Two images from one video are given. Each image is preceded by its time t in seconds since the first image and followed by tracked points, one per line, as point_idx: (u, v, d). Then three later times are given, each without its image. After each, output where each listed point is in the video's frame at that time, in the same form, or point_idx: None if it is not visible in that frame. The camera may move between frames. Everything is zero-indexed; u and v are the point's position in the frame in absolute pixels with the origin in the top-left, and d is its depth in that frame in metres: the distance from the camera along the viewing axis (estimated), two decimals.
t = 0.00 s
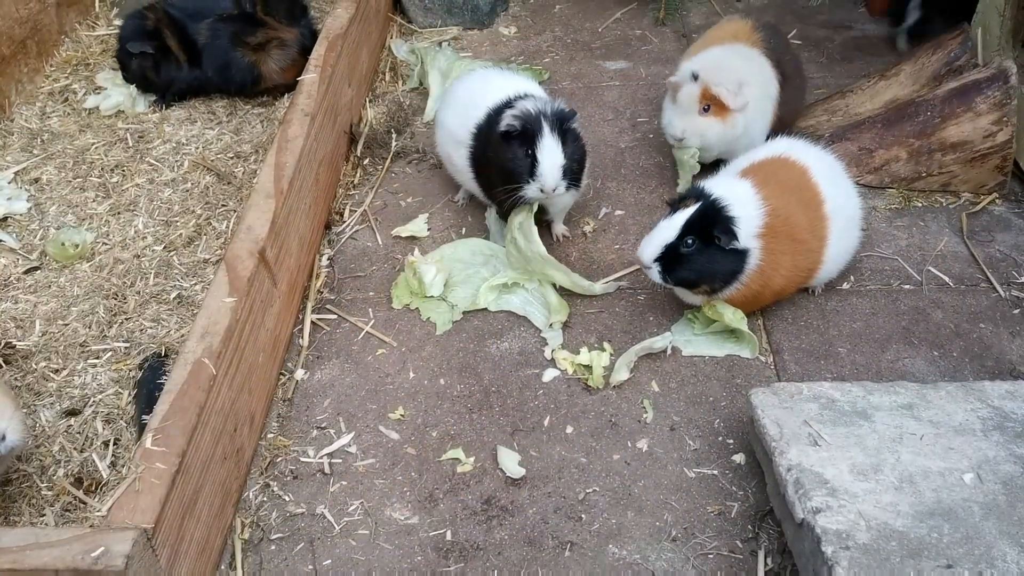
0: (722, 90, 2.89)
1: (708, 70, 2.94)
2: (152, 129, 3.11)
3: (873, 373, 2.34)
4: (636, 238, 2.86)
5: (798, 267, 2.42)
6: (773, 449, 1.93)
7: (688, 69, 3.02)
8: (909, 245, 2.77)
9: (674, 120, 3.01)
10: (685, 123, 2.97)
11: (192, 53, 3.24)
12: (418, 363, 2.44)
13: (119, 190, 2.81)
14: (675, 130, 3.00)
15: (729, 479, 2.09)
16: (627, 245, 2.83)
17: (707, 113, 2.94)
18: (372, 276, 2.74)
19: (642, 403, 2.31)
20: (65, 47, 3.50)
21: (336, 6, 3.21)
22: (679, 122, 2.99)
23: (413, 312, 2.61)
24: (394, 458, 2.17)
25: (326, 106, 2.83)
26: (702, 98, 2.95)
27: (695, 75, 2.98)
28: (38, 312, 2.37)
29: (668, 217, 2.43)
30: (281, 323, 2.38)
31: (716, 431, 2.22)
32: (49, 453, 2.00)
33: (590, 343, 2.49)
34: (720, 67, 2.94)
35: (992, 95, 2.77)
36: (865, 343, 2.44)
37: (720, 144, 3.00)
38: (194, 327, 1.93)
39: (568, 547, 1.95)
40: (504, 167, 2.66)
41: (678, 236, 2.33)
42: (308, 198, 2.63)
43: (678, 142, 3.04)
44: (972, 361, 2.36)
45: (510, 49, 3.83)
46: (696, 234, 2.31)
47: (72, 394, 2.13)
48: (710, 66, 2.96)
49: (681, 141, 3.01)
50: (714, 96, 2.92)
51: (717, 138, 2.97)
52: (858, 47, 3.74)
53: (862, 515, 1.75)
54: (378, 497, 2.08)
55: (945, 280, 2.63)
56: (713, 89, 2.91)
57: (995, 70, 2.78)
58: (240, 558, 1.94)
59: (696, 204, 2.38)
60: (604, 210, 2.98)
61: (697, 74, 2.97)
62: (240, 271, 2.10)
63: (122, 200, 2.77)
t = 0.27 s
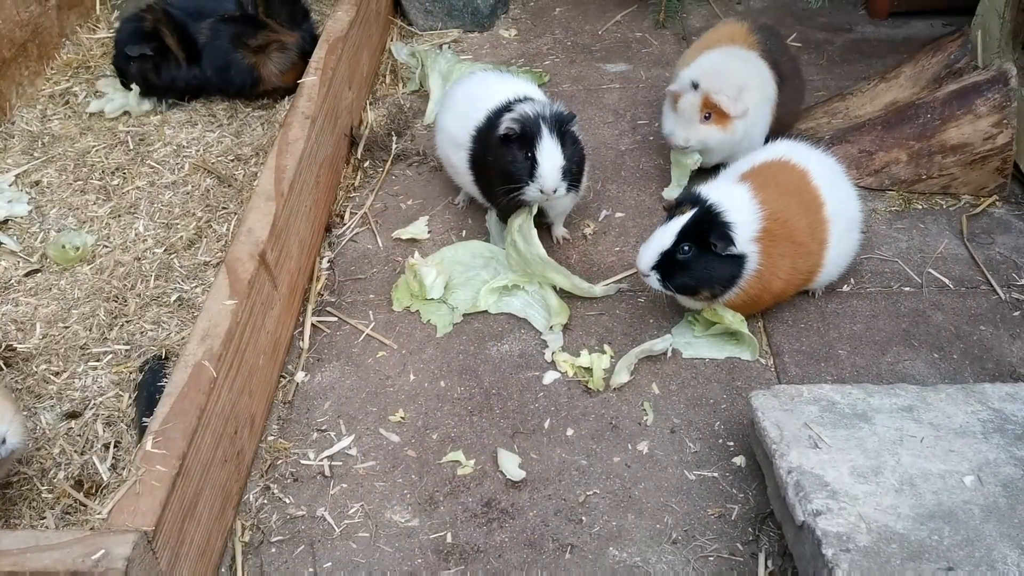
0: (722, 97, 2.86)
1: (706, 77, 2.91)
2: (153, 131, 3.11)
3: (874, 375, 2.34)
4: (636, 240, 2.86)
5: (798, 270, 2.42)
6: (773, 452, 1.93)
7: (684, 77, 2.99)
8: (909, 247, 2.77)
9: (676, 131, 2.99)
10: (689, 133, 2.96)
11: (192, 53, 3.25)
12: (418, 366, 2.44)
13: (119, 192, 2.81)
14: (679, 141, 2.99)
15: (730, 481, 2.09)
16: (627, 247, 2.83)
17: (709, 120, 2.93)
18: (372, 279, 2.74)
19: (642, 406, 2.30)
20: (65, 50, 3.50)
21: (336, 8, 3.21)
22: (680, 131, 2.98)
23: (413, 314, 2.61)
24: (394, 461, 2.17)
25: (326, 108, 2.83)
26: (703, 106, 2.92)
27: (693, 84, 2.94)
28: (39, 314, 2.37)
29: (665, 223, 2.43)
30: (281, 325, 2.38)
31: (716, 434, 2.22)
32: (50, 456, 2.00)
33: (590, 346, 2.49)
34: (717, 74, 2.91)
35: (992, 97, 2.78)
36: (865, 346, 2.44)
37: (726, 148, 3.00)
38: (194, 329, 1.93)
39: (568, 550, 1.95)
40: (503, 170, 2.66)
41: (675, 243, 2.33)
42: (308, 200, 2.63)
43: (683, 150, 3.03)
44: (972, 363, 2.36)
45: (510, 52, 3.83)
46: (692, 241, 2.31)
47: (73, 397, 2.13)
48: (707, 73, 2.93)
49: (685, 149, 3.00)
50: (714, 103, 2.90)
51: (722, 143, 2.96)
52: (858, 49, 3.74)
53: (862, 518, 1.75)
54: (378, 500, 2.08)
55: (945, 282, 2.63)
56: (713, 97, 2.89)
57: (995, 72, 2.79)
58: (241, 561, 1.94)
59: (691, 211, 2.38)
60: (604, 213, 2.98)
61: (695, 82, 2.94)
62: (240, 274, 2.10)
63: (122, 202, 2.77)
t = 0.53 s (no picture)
0: (760, 94, 2.83)
1: (738, 78, 2.84)
2: (153, 135, 3.12)
3: (874, 378, 2.34)
4: (636, 243, 2.86)
5: (800, 272, 2.42)
6: (773, 455, 1.93)
7: (713, 80, 2.87)
8: (909, 250, 2.77)
9: (718, 135, 2.90)
10: (730, 135, 2.90)
11: (193, 55, 3.25)
12: (418, 369, 2.44)
13: (120, 196, 2.81)
14: (723, 144, 2.92)
15: (730, 485, 2.09)
16: (627, 250, 2.83)
17: (744, 118, 2.89)
18: (372, 282, 2.74)
19: (643, 409, 2.30)
20: (66, 53, 3.50)
21: (337, 11, 3.22)
22: (721, 133, 2.90)
23: (413, 317, 2.62)
24: (395, 464, 2.17)
25: (326, 111, 2.83)
26: (741, 107, 2.86)
27: (725, 86, 2.85)
28: (39, 318, 2.38)
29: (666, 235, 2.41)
30: (281, 328, 2.38)
31: (716, 437, 2.22)
32: (50, 459, 2.00)
33: (590, 349, 2.49)
34: (743, 72, 2.85)
35: (992, 100, 2.78)
36: (865, 349, 2.43)
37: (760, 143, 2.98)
38: (195, 332, 1.93)
39: (568, 553, 1.95)
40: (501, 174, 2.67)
41: (678, 268, 2.31)
42: (309, 203, 2.63)
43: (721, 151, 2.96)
44: (972, 366, 2.36)
45: (510, 55, 3.83)
46: (697, 265, 2.29)
47: (73, 400, 2.13)
48: (736, 74, 2.85)
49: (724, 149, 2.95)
50: (750, 101, 2.85)
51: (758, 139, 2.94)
52: (858, 52, 3.74)
53: (862, 521, 1.75)
54: (378, 503, 2.08)
55: (945, 284, 2.63)
56: (751, 97, 2.83)
57: (995, 75, 2.79)
58: (241, 564, 1.94)
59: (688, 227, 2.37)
60: (605, 216, 2.98)
61: (727, 85, 2.85)
62: (240, 277, 2.10)
63: (123, 205, 2.77)
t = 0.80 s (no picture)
0: (756, 104, 2.84)
1: (736, 86, 2.84)
2: (153, 140, 3.12)
3: (874, 383, 2.34)
4: (636, 248, 2.86)
5: (800, 274, 2.43)
6: (773, 460, 1.93)
7: (711, 87, 2.87)
8: (909, 255, 2.78)
9: (711, 142, 2.91)
10: (723, 143, 2.90)
11: (192, 59, 3.26)
12: (418, 374, 2.44)
13: (120, 201, 2.81)
14: (715, 151, 2.92)
15: (730, 490, 2.09)
16: (627, 255, 2.83)
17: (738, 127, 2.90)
18: (372, 287, 2.75)
19: (643, 414, 2.30)
20: (67, 59, 3.51)
21: (337, 17, 3.22)
22: (713, 141, 2.91)
23: (413, 322, 2.62)
24: (395, 469, 2.17)
25: (326, 117, 2.83)
26: (736, 115, 2.87)
27: (722, 94, 2.86)
28: (40, 323, 2.38)
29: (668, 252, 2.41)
30: (281, 333, 2.38)
31: (716, 442, 2.22)
32: (50, 465, 2.00)
33: (591, 354, 2.49)
34: (742, 80, 2.86)
35: (991, 105, 2.78)
36: (865, 354, 2.44)
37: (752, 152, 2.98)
38: (195, 338, 1.93)
39: (568, 559, 1.95)
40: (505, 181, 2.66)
41: (686, 297, 2.30)
42: (309, 209, 2.63)
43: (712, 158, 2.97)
44: (972, 371, 2.36)
45: (510, 60, 3.84)
46: (705, 292, 2.29)
47: (73, 406, 2.13)
48: (735, 82, 2.85)
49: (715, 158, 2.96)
50: (747, 111, 2.86)
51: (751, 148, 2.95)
52: (857, 57, 3.75)
53: (862, 526, 1.75)
54: (378, 509, 2.08)
55: (945, 290, 2.64)
56: (748, 106, 2.84)
57: (994, 81, 2.80)
58: (241, 570, 1.94)
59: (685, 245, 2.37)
60: (605, 221, 2.98)
61: (725, 92, 2.85)
62: (240, 283, 2.10)
63: (123, 211, 2.77)
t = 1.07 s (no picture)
0: (757, 105, 2.85)
1: (735, 91, 2.86)
2: (154, 149, 3.13)
3: (874, 391, 2.34)
4: (636, 257, 2.86)
5: (801, 280, 2.44)
6: (773, 469, 1.93)
7: (710, 96, 2.89)
8: (908, 263, 2.78)
9: (720, 149, 2.90)
10: (732, 148, 2.90)
11: (189, 71, 3.26)
12: (418, 383, 2.44)
13: (121, 210, 2.82)
14: (726, 157, 2.91)
15: (730, 499, 2.09)
16: (627, 264, 2.84)
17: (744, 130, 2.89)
18: (373, 295, 2.75)
19: (643, 423, 2.31)
20: (68, 69, 3.52)
21: (338, 27, 3.23)
22: (722, 148, 2.90)
23: (414, 330, 2.62)
24: (395, 478, 2.17)
25: (327, 126, 2.84)
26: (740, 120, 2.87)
27: (722, 100, 2.87)
28: (40, 332, 2.38)
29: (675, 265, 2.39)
30: (282, 342, 2.38)
31: (717, 450, 2.22)
32: (50, 474, 2.00)
33: (591, 362, 2.49)
34: (739, 85, 2.88)
35: (990, 114, 2.79)
36: (865, 362, 2.44)
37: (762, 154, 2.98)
38: (195, 347, 1.93)
39: (569, 568, 1.95)
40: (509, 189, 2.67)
41: (703, 308, 2.28)
42: (309, 217, 2.63)
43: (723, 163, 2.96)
44: (972, 380, 2.36)
45: (510, 69, 3.85)
46: (722, 300, 2.26)
47: (74, 415, 2.14)
48: (733, 87, 2.87)
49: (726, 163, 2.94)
50: (749, 114, 2.87)
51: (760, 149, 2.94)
52: (856, 66, 3.76)
53: (863, 535, 1.74)
54: (379, 517, 2.08)
55: (945, 298, 2.64)
56: (750, 108, 2.85)
57: (993, 89, 2.81)
58: None
59: (690, 257, 2.36)
60: (604, 229, 2.98)
61: (725, 98, 2.86)
62: (241, 292, 2.11)
63: (124, 220, 2.78)
